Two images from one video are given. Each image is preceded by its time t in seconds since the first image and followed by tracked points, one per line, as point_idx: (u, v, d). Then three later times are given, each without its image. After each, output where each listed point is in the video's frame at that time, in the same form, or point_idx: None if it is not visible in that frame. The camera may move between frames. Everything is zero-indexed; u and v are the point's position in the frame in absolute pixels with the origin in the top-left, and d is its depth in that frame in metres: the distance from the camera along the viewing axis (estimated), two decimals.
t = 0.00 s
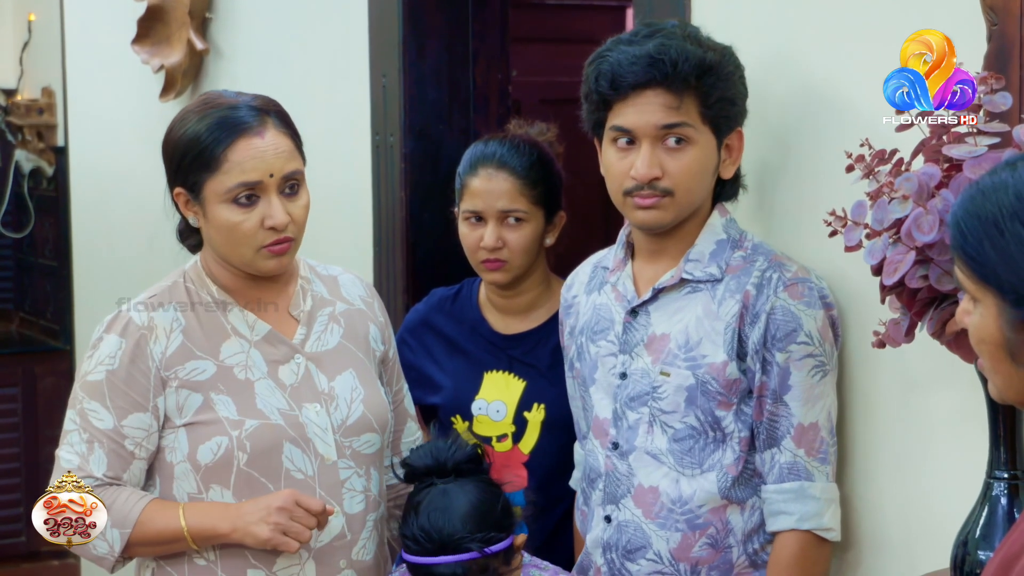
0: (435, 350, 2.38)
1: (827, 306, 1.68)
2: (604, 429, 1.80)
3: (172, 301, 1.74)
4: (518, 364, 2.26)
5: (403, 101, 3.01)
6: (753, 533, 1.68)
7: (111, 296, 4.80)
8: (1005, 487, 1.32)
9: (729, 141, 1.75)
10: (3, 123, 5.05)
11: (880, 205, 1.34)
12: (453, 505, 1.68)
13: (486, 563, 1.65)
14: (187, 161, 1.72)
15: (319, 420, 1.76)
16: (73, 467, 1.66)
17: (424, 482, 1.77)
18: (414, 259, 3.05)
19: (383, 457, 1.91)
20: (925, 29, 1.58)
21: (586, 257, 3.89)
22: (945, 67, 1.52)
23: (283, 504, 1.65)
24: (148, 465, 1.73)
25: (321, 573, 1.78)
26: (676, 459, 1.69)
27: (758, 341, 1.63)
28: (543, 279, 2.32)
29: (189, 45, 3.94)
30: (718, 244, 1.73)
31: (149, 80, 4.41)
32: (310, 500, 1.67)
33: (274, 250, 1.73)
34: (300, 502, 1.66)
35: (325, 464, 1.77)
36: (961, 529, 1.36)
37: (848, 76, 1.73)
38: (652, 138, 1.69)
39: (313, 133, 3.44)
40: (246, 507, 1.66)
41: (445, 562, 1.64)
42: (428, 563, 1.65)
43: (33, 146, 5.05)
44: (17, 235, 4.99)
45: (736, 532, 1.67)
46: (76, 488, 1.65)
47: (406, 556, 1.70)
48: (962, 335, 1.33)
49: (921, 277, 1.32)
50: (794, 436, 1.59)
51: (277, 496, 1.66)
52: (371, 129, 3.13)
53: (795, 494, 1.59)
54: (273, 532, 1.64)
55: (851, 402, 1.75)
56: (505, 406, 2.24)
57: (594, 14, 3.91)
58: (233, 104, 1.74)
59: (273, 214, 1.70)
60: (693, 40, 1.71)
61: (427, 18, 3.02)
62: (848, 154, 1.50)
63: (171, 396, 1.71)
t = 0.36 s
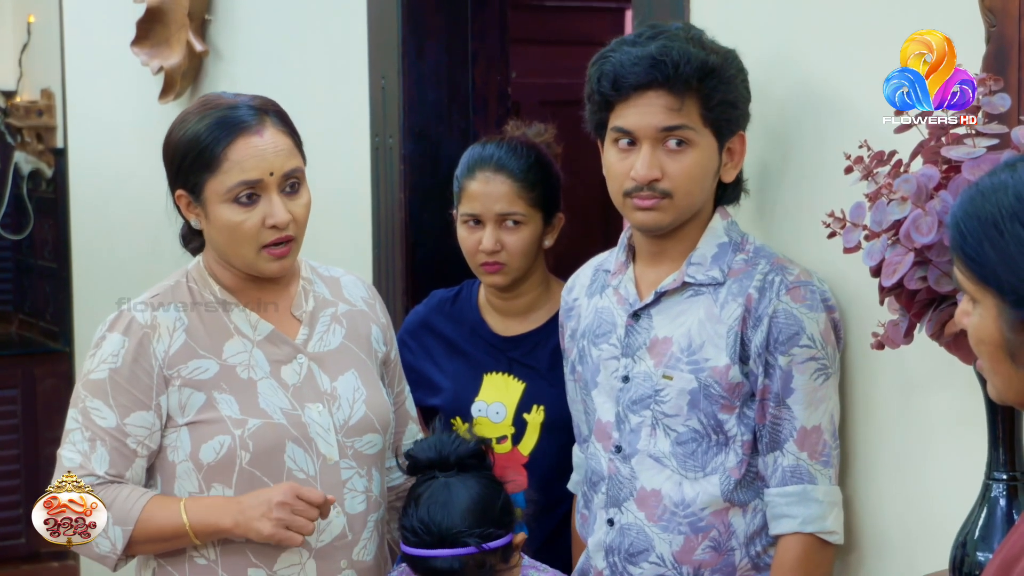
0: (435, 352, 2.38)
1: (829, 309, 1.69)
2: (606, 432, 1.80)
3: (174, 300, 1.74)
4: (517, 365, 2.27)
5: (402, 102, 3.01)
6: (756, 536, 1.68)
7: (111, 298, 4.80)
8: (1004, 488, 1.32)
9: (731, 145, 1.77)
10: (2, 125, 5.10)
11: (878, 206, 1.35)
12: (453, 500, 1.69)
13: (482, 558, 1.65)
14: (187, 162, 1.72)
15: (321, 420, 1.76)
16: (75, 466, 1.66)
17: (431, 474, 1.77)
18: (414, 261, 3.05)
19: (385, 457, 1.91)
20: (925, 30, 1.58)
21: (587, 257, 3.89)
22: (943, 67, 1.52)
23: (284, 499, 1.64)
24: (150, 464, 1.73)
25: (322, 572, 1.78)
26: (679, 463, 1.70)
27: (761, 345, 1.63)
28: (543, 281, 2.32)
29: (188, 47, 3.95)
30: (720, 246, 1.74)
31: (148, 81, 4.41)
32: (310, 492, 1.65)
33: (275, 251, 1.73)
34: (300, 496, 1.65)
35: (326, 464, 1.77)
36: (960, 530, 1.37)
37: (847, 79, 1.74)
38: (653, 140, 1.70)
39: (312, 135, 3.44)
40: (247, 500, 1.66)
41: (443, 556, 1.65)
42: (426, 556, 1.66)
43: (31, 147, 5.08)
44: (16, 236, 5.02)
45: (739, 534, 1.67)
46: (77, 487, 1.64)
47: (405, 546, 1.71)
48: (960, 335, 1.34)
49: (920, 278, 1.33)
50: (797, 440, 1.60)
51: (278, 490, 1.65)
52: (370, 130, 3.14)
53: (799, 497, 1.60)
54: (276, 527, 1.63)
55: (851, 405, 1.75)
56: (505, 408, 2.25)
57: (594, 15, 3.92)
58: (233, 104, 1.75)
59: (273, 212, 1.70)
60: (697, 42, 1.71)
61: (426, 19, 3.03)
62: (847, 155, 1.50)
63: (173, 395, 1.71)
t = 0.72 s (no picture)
0: (435, 352, 2.39)
1: (832, 313, 1.69)
2: (608, 434, 1.80)
3: (175, 301, 1.74)
4: (517, 365, 2.27)
5: (402, 102, 3.01)
6: (757, 538, 1.69)
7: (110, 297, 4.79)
8: (1002, 487, 1.33)
9: (734, 148, 1.77)
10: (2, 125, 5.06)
11: (878, 205, 1.35)
12: (454, 489, 1.71)
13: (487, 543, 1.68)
14: (184, 162, 1.72)
15: (322, 421, 1.77)
16: (75, 466, 1.66)
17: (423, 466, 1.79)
18: (413, 260, 3.05)
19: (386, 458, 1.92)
20: (925, 30, 1.58)
21: (587, 258, 3.89)
22: (943, 67, 1.52)
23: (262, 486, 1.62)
24: (152, 463, 1.73)
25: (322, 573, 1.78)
26: (681, 465, 1.70)
27: (764, 349, 1.64)
28: (542, 281, 2.32)
29: (188, 47, 3.95)
30: (722, 249, 1.74)
31: (148, 81, 4.40)
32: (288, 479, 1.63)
33: (271, 249, 1.72)
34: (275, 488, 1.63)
35: (327, 465, 1.77)
36: (960, 529, 1.37)
37: (847, 80, 1.74)
38: (654, 142, 1.70)
39: (312, 135, 3.44)
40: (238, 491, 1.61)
41: (447, 543, 1.67)
42: (430, 545, 1.69)
43: (31, 147, 5.04)
44: (16, 236, 4.97)
45: (740, 536, 1.68)
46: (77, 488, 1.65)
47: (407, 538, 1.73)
48: (960, 335, 1.34)
49: (919, 278, 1.33)
50: (800, 443, 1.61)
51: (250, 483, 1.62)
52: (370, 130, 3.14)
53: (802, 501, 1.61)
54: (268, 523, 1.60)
55: (851, 407, 1.76)
56: (504, 408, 2.25)
57: (594, 15, 3.91)
58: (228, 103, 1.75)
59: (270, 210, 1.70)
60: (702, 44, 1.71)
61: (426, 18, 3.02)
62: (847, 155, 1.51)
63: (174, 395, 1.71)
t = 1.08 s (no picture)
0: (434, 353, 2.39)
1: (834, 318, 1.70)
2: (609, 436, 1.81)
3: (175, 301, 1.74)
4: (516, 366, 2.27)
5: (401, 103, 3.01)
6: (758, 541, 1.70)
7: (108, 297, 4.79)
8: (1000, 491, 1.33)
9: (710, 146, 1.73)
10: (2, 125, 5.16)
11: (877, 209, 1.36)
12: (473, 463, 1.82)
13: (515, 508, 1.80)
14: (185, 167, 1.72)
15: (322, 422, 1.77)
16: (76, 466, 1.67)
17: (418, 463, 1.88)
18: (412, 261, 3.06)
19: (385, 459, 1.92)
20: (924, 30, 1.58)
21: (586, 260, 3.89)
22: (943, 67, 1.53)
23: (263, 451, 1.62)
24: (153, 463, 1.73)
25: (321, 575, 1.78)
26: (682, 469, 1.71)
27: (768, 354, 1.65)
28: (541, 282, 2.32)
29: (188, 46, 3.94)
30: (727, 253, 1.75)
31: (147, 81, 4.41)
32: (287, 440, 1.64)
33: (279, 247, 1.73)
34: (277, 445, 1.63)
35: (327, 466, 1.77)
36: (956, 533, 1.38)
37: (847, 84, 1.75)
38: (608, 138, 1.75)
39: (311, 135, 3.44)
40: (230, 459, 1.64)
41: (483, 510, 1.77)
42: (465, 518, 1.77)
43: (31, 146, 5.11)
44: (14, 235, 5.02)
45: (741, 539, 1.69)
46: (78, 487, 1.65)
47: (430, 525, 1.80)
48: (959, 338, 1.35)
49: (918, 281, 1.34)
50: (803, 449, 1.62)
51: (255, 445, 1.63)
52: (369, 131, 3.14)
53: (804, 506, 1.62)
54: (259, 480, 1.61)
55: (852, 411, 1.77)
56: (503, 409, 2.25)
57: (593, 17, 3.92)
58: (223, 105, 1.74)
59: (274, 209, 1.71)
60: (657, 46, 1.72)
61: (426, 19, 3.03)
62: (846, 158, 1.52)
63: (174, 397, 1.71)
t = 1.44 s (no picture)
0: (434, 356, 2.40)
1: (835, 322, 1.71)
2: (610, 440, 1.81)
3: (174, 304, 1.75)
4: (515, 369, 2.28)
5: (401, 107, 3.02)
6: (758, 544, 1.71)
7: (107, 299, 4.80)
8: (999, 494, 1.34)
9: (707, 150, 1.74)
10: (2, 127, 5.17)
11: (876, 212, 1.37)
12: (497, 442, 1.98)
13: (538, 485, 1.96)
14: (184, 170, 1.72)
15: (321, 425, 1.77)
16: (75, 468, 1.67)
17: (423, 462, 2.00)
18: (411, 264, 3.06)
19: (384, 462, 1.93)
20: (924, 31, 1.58)
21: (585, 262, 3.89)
22: (943, 68, 1.53)
23: (264, 466, 1.62)
24: (152, 467, 1.74)
25: None
26: (682, 473, 1.71)
27: (769, 357, 1.65)
28: (540, 285, 2.33)
29: (189, 50, 3.94)
30: (727, 257, 1.75)
31: (147, 84, 4.42)
32: (290, 457, 1.65)
33: (283, 247, 1.73)
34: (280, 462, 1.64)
35: (326, 469, 1.77)
36: (955, 535, 1.39)
37: (846, 88, 1.76)
38: (603, 143, 1.76)
39: (310, 137, 3.45)
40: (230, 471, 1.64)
41: (517, 479, 1.93)
42: (500, 487, 1.91)
43: (31, 149, 5.10)
44: (13, 238, 5.08)
45: (741, 543, 1.70)
46: (78, 490, 1.65)
47: (460, 501, 1.91)
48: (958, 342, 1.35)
49: (917, 284, 1.34)
50: (804, 452, 1.63)
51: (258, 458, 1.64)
52: (369, 134, 3.14)
53: (805, 509, 1.63)
54: (259, 494, 1.62)
55: (852, 415, 1.77)
56: (502, 412, 2.25)
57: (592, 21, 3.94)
58: (221, 107, 1.75)
59: (276, 209, 1.71)
60: (651, 50, 1.73)
61: (425, 23, 3.03)
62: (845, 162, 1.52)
63: (173, 400, 1.71)
